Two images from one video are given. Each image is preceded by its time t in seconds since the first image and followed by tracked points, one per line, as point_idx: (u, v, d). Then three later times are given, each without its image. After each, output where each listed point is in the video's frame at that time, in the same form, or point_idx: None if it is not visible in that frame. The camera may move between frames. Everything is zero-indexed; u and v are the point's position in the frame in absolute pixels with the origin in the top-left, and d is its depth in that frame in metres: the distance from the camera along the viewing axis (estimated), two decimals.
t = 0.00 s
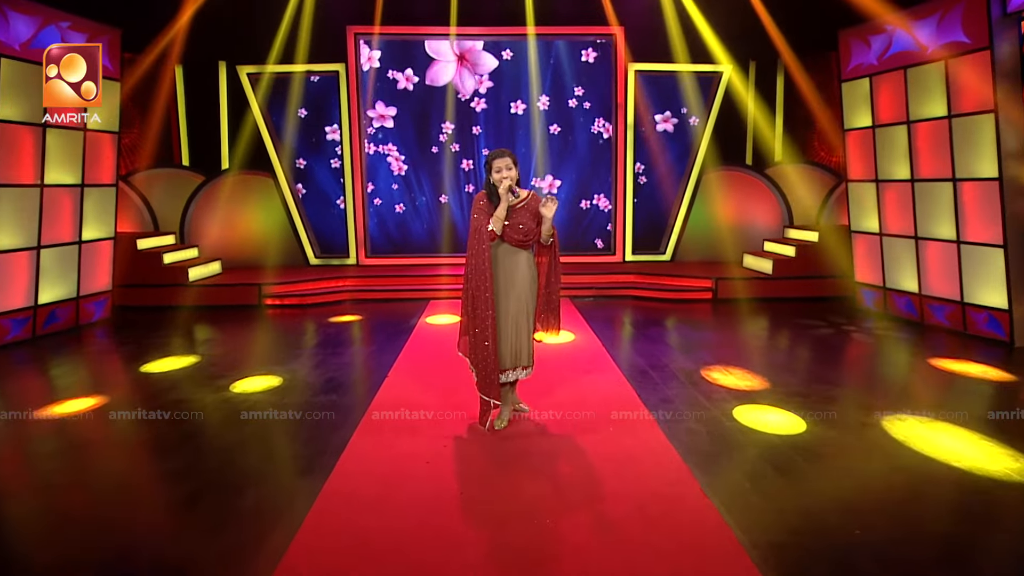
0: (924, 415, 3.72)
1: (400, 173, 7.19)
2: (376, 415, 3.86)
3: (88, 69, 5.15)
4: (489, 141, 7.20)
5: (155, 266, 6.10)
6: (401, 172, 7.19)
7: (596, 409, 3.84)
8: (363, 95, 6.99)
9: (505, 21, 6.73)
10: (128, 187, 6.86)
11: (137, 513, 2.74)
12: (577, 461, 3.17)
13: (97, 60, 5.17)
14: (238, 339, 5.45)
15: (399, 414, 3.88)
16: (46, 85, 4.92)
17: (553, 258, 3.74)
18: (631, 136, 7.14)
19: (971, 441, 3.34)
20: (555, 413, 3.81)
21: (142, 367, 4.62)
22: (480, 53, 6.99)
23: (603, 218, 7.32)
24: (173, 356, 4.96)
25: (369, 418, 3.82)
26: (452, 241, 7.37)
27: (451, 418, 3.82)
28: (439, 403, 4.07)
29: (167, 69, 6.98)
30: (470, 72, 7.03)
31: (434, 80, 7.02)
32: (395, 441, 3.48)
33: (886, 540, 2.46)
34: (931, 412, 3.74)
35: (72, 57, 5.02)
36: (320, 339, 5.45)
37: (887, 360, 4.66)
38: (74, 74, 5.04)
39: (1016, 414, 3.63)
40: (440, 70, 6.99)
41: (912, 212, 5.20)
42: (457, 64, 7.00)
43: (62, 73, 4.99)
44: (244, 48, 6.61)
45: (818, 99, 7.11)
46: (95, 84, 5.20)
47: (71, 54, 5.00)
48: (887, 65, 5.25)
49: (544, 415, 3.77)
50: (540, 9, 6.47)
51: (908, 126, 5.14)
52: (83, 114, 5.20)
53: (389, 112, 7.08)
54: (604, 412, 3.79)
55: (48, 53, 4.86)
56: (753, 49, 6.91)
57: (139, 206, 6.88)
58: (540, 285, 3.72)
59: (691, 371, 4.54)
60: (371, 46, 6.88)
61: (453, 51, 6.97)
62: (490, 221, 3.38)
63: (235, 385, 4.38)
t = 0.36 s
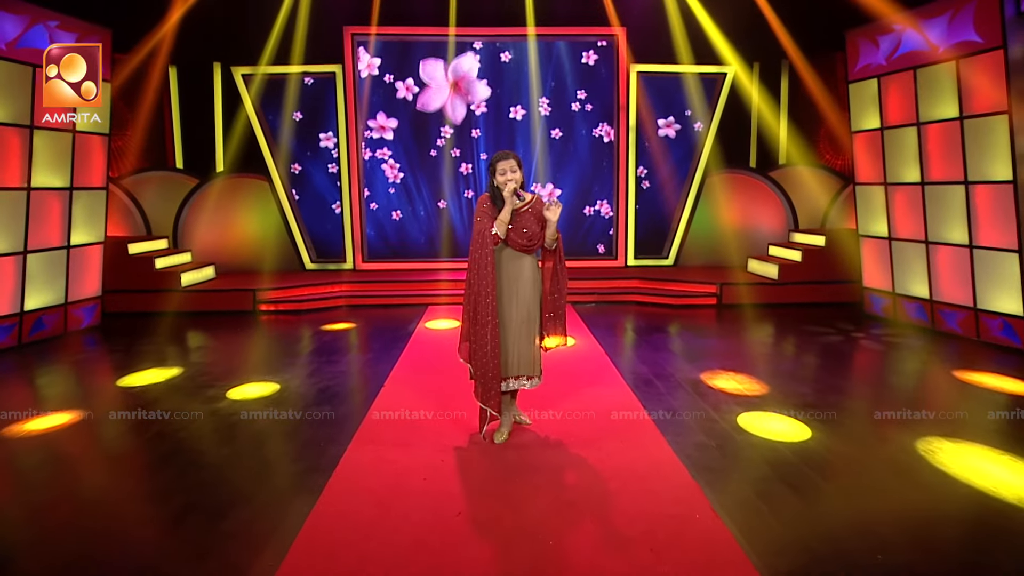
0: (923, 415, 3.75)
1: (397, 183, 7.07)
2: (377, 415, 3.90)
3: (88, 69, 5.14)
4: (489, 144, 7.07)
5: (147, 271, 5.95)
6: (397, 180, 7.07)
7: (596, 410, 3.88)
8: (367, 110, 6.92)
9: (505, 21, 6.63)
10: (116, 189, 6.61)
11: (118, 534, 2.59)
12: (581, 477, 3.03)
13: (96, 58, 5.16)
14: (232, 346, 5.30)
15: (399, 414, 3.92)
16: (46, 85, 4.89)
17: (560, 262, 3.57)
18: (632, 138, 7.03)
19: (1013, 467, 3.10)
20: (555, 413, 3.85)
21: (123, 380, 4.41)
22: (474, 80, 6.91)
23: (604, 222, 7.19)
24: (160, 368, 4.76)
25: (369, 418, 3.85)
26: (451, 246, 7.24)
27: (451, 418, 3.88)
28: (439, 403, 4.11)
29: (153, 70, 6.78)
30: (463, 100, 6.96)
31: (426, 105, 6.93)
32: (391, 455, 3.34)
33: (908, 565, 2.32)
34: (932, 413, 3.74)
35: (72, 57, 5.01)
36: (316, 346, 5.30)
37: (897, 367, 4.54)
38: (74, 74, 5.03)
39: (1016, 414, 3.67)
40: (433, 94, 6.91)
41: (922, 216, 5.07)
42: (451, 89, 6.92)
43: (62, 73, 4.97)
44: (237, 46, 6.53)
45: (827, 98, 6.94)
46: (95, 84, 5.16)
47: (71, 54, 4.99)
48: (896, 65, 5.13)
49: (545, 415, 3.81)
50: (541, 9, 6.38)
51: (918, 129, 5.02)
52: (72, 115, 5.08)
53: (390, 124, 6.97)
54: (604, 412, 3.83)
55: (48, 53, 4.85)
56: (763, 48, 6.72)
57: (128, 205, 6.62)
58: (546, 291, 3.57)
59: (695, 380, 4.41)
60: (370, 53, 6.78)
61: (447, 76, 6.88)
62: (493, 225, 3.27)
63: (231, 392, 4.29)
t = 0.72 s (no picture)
0: (922, 415, 3.84)
1: (392, 191, 6.96)
2: (377, 415, 3.92)
3: (88, 69, 5.07)
4: (491, 147, 6.94)
5: (143, 276, 5.82)
6: (395, 188, 6.95)
7: (596, 409, 3.89)
8: (367, 119, 6.82)
9: (509, 21, 6.53)
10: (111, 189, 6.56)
11: (100, 554, 2.46)
12: (589, 494, 2.89)
13: (96, 59, 5.06)
14: (230, 353, 5.18)
15: (399, 414, 3.94)
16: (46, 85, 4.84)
17: (569, 266, 3.46)
18: (638, 140, 6.88)
19: None
20: (555, 413, 3.85)
21: (99, 396, 4.16)
22: (468, 109, 6.86)
23: (609, 227, 7.05)
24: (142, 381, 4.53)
25: (370, 418, 3.89)
26: (454, 250, 7.11)
27: (452, 419, 3.89)
28: (439, 403, 4.14)
29: (144, 70, 6.75)
30: (457, 126, 6.88)
31: (421, 129, 6.86)
32: (389, 470, 3.19)
33: None
34: (931, 413, 3.83)
35: (72, 57, 4.93)
36: (315, 353, 5.17)
37: (913, 376, 4.39)
38: (74, 73, 4.96)
39: (1015, 413, 3.76)
40: (429, 120, 6.84)
41: (938, 220, 4.93)
42: (445, 117, 6.86)
43: (62, 73, 4.91)
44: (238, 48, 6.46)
45: (841, 96, 6.88)
46: (95, 84, 5.06)
47: (71, 54, 4.91)
48: (909, 65, 4.99)
49: (545, 414, 3.81)
50: (545, 8, 6.27)
51: (934, 130, 4.88)
52: (65, 117, 4.98)
53: (394, 135, 6.87)
54: (604, 412, 3.84)
55: (47, 54, 4.79)
56: (778, 46, 6.60)
57: (122, 207, 6.58)
58: (554, 296, 3.45)
59: (704, 390, 4.26)
60: (370, 56, 6.66)
61: (443, 103, 6.83)
62: (500, 227, 3.13)
63: (232, 400, 4.19)
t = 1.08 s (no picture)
0: (922, 413, 3.88)
1: (389, 200, 6.85)
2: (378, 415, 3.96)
3: (89, 70, 5.00)
4: (494, 149, 6.82)
5: (140, 280, 5.73)
6: (394, 195, 6.84)
7: (594, 410, 3.90)
8: (365, 127, 6.71)
9: (512, 20, 6.42)
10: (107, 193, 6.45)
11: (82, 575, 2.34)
12: (598, 512, 2.74)
13: (96, 59, 4.98)
14: (228, 359, 5.06)
15: (399, 414, 3.99)
16: (45, 85, 4.78)
17: (576, 270, 3.31)
18: (643, 142, 6.75)
19: None
20: (554, 413, 3.86)
21: (72, 414, 3.87)
22: (467, 135, 6.78)
23: (614, 231, 6.91)
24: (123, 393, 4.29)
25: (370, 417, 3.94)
26: (456, 253, 6.98)
27: (451, 418, 3.92)
28: (439, 403, 4.19)
29: (134, 70, 6.71)
30: (453, 152, 6.80)
31: (415, 151, 6.77)
32: (388, 486, 3.05)
33: None
34: (932, 413, 3.87)
35: (72, 57, 4.88)
36: (313, 360, 5.04)
37: (931, 385, 4.25)
38: (74, 74, 4.91)
39: (1012, 412, 3.82)
40: (424, 143, 6.75)
41: (955, 223, 4.79)
42: (442, 142, 6.78)
43: (62, 73, 4.86)
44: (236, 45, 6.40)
45: (854, 89, 6.81)
46: (95, 84, 4.98)
47: (71, 54, 4.86)
48: (924, 64, 4.85)
49: (545, 414, 3.82)
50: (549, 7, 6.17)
51: (950, 130, 4.74)
52: (58, 118, 4.87)
53: (399, 146, 6.76)
54: (603, 412, 3.85)
55: (47, 53, 4.74)
56: (792, 44, 6.48)
57: (119, 211, 6.48)
58: (561, 301, 3.31)
59: (714, 399, 4.12)
60: (369, 55, 6.55)
61: (441, 127, 6.76)
62: (503, 231, 3.01)
63: (232, 405, 4.11)
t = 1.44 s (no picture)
0: (922, 414, 3.88)
1: (388, 207, 6.72)
2: (379, 415, 3.98)
3: (88, 70, 5.03)
4: (494, 151, 6.70)
5: (132, 284, 5.60)
6: (390, 202, 6.71)
7: (595, 410, 3.91)
8: (361, 131, 6.58)
9: (511, 18, 6.31)
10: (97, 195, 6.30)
11: None
12: (604, 532, 2.60)
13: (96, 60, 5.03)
14: (220, 366, 4.92)
15: (399, 414, 4.01)
16: (46, 85, 4.75)
17: (577, 275, 3.19)
18: (645, 144, 6.64)
19: None
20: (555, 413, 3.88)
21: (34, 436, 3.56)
22: (461, 162, 6.69)
23: (616, 234, 6.79)
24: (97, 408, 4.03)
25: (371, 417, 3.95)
26: (455, 256, 6.86)
27: (452, 418, 3.94)
28: (439, 403, 4.20)
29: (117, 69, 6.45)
30: (445, 177, 6.71)
31: (406, 174, 6.67)
32: (384, 502, 2.91)
33: None
34: (931, 413, 3.87)
35: (72, 57, 4.89)
36: (310, 366, 4.90)
37: (944, 393, 4.12)
38: (74, 74, 4.93)
39: (1015, 414, 3.80)
40: (416, 166, 6.65)
41: (966, 226, 4.67)
42: (434, 166, 6.68)
43: (62, 74, 4.87)
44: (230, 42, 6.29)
45: (869, 93, 6.49)
46: (95, 84, 5.05)
47: (71, 54, 4.87)
48: (934, 62, 4.74)
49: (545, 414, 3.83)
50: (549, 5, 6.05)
51: (961, 130, 4.62)
52: (45, 117, 4.74)
53: (400, 156, 6.65)
54: (603, 413, 3.86)
55: (47, 54, 4.74)
56: (801, 42, 6.33)
57: (110, 212, 6.35)
58: (562, 306, 3.18)
59: (721, 408, 4.00)
60: (365, 55, 6.43)
61: (435, 151, 6.66)
62: (501, 234, 2.89)
63: (229, 411, 4.01)
